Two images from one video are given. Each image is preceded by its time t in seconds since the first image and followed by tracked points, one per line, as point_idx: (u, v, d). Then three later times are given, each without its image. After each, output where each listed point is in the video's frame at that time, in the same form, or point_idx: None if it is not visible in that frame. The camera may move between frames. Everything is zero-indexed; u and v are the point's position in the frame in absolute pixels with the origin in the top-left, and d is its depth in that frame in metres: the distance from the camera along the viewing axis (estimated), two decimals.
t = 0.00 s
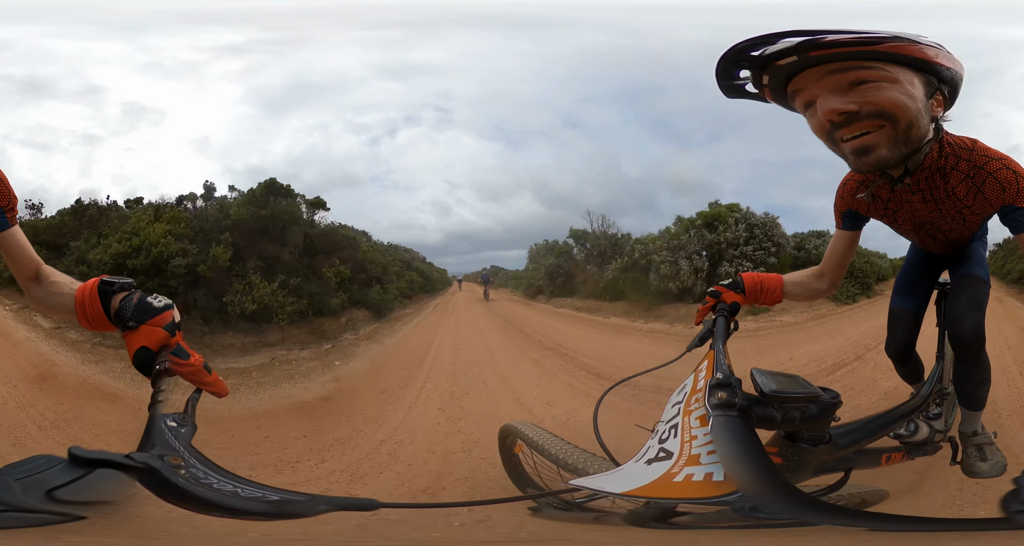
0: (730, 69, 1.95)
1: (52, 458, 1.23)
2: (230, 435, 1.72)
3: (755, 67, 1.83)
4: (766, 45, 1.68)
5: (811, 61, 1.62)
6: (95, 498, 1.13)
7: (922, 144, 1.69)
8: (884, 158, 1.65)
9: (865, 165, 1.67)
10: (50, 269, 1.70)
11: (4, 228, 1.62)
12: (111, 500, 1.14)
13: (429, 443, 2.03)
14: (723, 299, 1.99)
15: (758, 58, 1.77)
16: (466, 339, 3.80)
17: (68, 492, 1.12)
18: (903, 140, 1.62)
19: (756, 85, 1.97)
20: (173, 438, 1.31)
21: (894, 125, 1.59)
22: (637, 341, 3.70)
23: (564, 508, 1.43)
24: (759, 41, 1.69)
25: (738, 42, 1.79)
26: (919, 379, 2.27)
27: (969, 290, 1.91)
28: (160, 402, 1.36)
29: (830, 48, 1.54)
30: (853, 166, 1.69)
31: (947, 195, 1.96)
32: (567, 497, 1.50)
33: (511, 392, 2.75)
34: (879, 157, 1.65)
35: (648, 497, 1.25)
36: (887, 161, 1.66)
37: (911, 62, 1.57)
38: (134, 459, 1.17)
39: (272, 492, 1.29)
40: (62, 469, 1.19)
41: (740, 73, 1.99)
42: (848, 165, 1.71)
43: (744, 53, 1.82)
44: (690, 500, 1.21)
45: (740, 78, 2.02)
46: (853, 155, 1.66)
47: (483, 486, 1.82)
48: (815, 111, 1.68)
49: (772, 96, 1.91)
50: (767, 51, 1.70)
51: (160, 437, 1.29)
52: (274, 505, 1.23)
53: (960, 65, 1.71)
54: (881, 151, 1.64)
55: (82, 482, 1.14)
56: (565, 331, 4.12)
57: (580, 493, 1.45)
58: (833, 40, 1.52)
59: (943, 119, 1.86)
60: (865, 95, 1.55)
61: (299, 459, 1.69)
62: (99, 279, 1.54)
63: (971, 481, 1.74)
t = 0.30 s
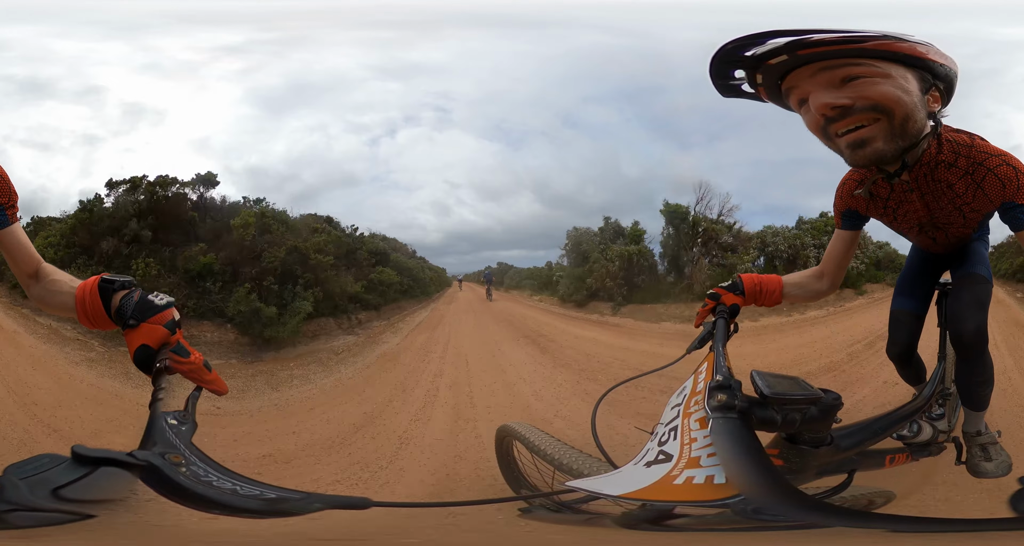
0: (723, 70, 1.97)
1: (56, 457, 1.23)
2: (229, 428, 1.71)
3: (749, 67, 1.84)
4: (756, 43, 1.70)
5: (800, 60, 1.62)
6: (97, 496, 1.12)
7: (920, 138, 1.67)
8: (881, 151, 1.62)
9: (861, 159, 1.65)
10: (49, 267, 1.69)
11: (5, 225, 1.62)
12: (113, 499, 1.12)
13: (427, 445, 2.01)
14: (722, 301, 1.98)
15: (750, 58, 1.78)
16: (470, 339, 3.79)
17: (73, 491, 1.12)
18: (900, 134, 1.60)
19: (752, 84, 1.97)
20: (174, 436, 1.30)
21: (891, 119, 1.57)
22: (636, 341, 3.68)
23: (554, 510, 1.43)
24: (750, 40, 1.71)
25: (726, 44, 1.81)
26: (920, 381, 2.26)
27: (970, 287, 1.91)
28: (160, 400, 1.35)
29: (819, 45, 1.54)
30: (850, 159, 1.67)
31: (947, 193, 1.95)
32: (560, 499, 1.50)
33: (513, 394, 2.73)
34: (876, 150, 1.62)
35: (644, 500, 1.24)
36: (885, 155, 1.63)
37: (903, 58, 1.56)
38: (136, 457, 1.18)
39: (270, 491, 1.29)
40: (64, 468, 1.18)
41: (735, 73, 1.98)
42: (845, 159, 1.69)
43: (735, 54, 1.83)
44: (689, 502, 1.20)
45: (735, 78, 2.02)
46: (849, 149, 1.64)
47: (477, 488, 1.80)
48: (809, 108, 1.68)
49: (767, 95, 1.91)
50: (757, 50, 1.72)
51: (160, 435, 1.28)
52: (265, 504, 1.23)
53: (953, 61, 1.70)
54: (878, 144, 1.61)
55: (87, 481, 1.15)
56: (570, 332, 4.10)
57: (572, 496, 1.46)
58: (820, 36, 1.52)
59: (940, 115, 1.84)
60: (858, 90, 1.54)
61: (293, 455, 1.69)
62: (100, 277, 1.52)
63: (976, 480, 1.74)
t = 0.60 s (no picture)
0: (719, 73, 1.98)
1: (59, 457, 1.20)
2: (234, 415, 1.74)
3: (743, 71, 1.85)
4: (749, 47, 1.71)
5: (792, 63, 1.63)
6: (102, 496, 1.12)
7: (916, 138, 1.68)
8: (877, 152, 1.63)
9: (858, 161, 1.65)
10: (49, 267, 1.69)
11: (4, 225, 1.63)
12: (118, 500, 1.13)
13: (426, 439, 2.03)
14: (724, 302, 2.00)
15: (745, 62, 1.78)
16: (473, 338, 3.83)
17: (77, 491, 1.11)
18: (895, 135, 1.61)
19: (748, 87, 1.98)
20: (177, 436, 1.30)
21: (886, 119, 1.58)
22: (638, 341, 3.69)
23: (556, 510, 1.44)
24: (744, 44, 1.71)
25: (721, 48, 1.81)
26: (923, 382, 2.26)
27: (971, 288, 1.91)
28: (162, 399, 1.33)
29: (811, 48, 1.55)
30: (845, 162, 1.67)
31: (946, 195, 1.95)
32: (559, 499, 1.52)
33: (515, 392, 2.75)
34: (872, 151, 1.62)
35: (644, 500, 1.26)
36: (882, 155, 1.64)
37: (896, 59, 1.57)
38: (140, 457, 1.18)
39: (273, 489, 1.30)
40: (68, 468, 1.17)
41: (731, 77, 1.99)
42: (842, 162, 1.69)
43: (730, 58, 1.84)
44: (689, 503, 1.21)
45: (731, 81, 2.03)
46: (845, 151, 1.64)
47: (473, 484, 1.83)
48: (804, 111, 1.68)
49: (764, 98, 1.92)
50: (751, 54, 1.73)
51: (163, 435, 1.28)
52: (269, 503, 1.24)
53: (945, 61, 1.71)
54: (874, 145, 1.62)
55: (91, 481, 1.13)
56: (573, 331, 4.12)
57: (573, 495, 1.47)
58: (812, 39, 1.53)
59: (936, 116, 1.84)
60: (852, 91, 1.55)
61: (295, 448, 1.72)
62: (102, 278, 1.53)
63: (981, 480, 1.73)
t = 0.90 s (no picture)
0: (731, 73, 1.98)
1: (62, 458, 1.19)
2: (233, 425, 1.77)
3: (756, 70, 1.86)
4: (765, 47, 1.71)
5: (808, 65, 1.64)
6: (105, 498, 1.12)
7: (922, 148, 1.68)
8: (882, 163, 1.63)
9: (864, 170, 1.65)
10: (53, 274, 1.70)
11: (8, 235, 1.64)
12: (125, 500, 1.14)
13: (426, 439, 2.03)
14: (728, 302, 2.01)
15: (758, 62, 1.79)
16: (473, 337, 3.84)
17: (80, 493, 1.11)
18: (901, 144, 1.61)
19: (757, 89, 1.98)
20: (181, 436, 1.30)
21: (894, 129, 1.58)
22: (639, 340, 3.70)
23: (557, 508, 1.45)
24: (761, 42, 1.72)
25: (736, 46, 1.81)
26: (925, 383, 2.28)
27: (972, 292, 1.92)
28: (166, 400, 1.34)
29: (828, 50, 1.55)
30: (851, 171, 1.67)
31: (948, 206, 1.96)
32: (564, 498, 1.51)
33: (515, 391, 2.75)
34: (878, 162, 1.63)
35: (644, 500, 1.26)
36: (887, 165, 1.64)
37: (909, 66, 1.57)
38: (144, 458, 1.18)
39: (279, 489, 1.31)
40: (72, 469, 1.16)
41: (741, 77, 2.00)
42: (847, 171, 1.69)
43: (744, 57, 1.84)
44: (689, 502, 1.21)
45: (742, 82, 2.03)
46: (852, 160, 1.64)
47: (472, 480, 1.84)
48: (813, 116, 1.68)
49: (773, 100, 1.93)
50: (767, 54, 1.73)
51: (167, 435, 1.28)
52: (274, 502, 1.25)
53: (956, 69, 1.72)
54: (880, 155, 1.62)
55: (94, 483, 1.14)
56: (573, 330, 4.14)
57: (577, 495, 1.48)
58: (830, 41, 1.53)
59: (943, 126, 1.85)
60: (862, 98, 1.55)
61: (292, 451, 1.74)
62: (102, 282, 1.53)
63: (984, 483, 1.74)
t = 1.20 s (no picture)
0: (733, 63, 1.96)
1: (54, 461, 1.24)
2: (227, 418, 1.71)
3: (761, 58, 1.84)
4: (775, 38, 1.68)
5: (825, 55, 1.61)
6: (95, 502, 1.11)
7: (932, 143, 1.68)
8: (893, 154, 1.62)
9: (872, 161, 1.64)
10: (55, 277, 1.69)
11: (11, 236, 1.64)
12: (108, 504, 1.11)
13: (428, 438, 2.00)
14: (728, 295, 1.99)
15: (767, 51, 1.76)
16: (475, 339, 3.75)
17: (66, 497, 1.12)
18: (913, 136, 1.60)
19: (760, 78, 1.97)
20: (180, 442, 1.28)
21: (907, 121, 1.57)
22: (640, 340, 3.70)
23: (577, 505, 1.42)
24: (770, 34, 1.68)
25: (743, 35, 1.76)
26: (923, 379, 2.27)
27: (973, 295, 1.91)
28: (166, 406, 1.32)
29: (850, 43, 1.53)
30: (860, 161, 1.67)
31: (953, 200, 1.95)
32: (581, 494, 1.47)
33: (513, 391, 2.73)
34: (889, 152, 1.62)
35: (654, 494, 1.27)
36: (898, 156, 1.63)
37: (932, 59, 1.56)
38: (140, 463, 1.17)
39: (287, 495, 1.28)
40: (62, 473, 1.18)
41: (743, 66, 1.98)
42: (855, 161, 1.69)
43: (751, 44, 1.80)
44: (696, 497, 1.22)
45: (743, 71, 2.01)
46: (861, 150, 1.64)
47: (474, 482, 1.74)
48: (823, 105, 1.67)
49: (777, 88, 1.93)
50: (778, 44, 1.69)
51: (166, 441, 1.26)
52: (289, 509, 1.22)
53: (976, 66, 1.71)
54: (891, 147, 1.61)
55: (83, 486, 1.14)
56: (571, 333, 4.12)
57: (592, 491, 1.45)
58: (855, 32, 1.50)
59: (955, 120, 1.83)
60: (878, 89, 1.54)
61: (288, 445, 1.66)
62: (105, 285, 1.54)
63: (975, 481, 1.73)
